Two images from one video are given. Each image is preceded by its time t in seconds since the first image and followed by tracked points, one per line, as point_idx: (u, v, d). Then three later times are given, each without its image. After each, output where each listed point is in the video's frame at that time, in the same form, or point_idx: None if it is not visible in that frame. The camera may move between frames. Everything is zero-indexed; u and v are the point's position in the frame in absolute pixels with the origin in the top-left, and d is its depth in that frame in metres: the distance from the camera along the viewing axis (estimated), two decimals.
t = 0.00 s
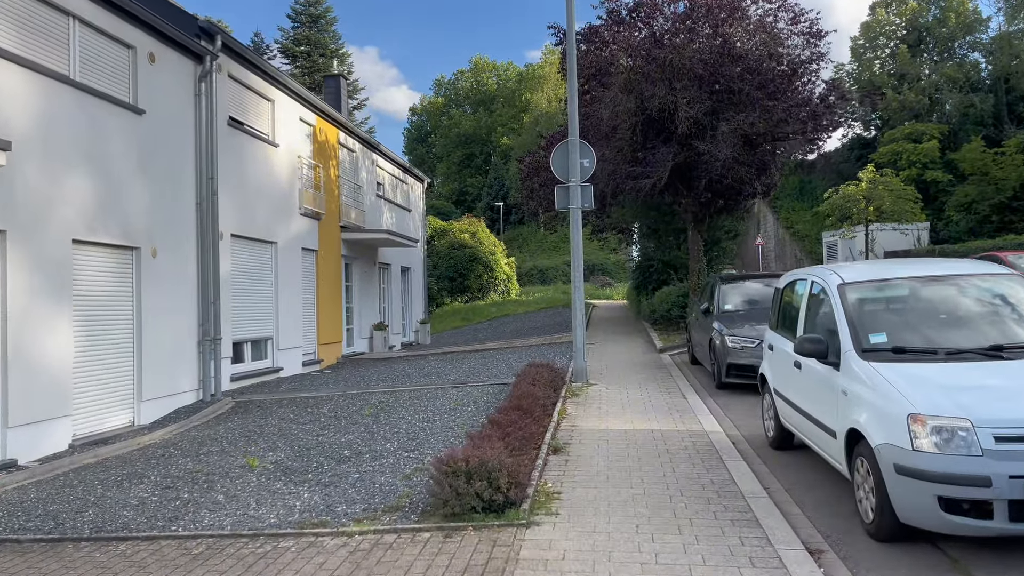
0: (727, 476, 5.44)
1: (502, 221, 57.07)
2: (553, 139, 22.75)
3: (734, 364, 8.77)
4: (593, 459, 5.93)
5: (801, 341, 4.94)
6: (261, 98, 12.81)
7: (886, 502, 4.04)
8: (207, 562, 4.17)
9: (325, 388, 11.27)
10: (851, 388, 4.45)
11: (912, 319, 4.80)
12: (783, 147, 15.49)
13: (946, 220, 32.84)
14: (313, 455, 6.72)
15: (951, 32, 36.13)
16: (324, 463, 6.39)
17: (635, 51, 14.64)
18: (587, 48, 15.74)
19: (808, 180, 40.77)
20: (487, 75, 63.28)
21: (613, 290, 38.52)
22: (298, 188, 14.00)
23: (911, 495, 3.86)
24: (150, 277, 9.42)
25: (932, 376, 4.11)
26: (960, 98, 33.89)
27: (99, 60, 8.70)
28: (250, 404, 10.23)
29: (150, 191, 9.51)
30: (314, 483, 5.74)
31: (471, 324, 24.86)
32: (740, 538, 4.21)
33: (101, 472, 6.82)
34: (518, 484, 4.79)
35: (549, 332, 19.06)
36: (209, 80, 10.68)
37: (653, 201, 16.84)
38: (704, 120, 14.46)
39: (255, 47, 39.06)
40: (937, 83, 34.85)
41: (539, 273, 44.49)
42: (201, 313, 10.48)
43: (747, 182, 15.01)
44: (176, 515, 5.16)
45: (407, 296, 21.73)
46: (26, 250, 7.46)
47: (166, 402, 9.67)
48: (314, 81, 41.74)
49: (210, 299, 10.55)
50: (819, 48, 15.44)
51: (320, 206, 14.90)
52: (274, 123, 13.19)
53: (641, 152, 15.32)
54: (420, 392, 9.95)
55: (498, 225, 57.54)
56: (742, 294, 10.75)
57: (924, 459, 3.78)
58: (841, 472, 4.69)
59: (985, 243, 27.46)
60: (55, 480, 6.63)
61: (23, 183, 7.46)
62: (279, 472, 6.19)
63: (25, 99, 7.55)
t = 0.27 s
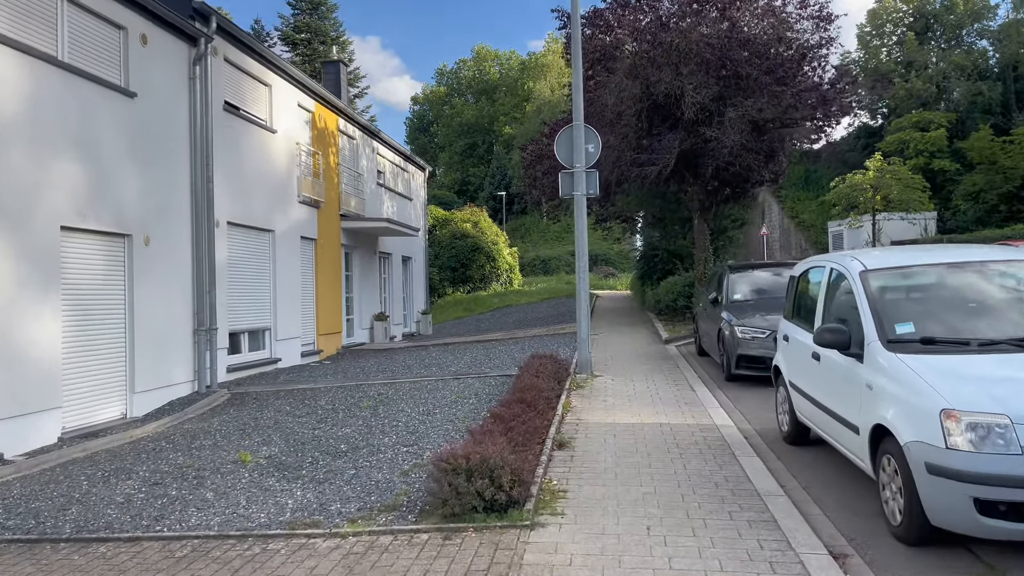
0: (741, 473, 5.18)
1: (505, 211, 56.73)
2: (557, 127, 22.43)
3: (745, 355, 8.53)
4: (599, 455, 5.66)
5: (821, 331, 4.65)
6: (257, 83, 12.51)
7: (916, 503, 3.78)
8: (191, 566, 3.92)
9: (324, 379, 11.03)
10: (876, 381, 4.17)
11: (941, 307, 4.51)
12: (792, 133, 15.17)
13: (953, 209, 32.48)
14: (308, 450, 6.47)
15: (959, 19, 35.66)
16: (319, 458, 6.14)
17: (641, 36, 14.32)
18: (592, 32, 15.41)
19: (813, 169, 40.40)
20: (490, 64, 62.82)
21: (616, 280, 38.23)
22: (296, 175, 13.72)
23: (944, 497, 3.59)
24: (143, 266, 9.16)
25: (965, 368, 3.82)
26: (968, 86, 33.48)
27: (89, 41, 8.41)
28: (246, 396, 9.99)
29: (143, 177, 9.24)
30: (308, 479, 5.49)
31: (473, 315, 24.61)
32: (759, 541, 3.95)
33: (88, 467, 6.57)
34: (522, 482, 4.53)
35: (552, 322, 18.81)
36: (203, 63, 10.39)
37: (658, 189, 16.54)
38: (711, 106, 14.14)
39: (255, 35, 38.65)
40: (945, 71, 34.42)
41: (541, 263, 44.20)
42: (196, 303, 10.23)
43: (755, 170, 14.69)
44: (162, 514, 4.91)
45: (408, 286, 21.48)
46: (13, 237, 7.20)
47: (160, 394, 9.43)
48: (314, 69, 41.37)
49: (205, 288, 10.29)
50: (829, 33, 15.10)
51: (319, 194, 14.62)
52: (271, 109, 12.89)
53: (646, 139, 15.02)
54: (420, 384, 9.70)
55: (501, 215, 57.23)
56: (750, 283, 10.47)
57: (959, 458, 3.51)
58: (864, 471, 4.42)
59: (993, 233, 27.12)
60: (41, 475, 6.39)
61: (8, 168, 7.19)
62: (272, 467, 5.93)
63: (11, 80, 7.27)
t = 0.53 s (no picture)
0: (758, 483, 4.90)
1: (506, 202, 56.39)
2: (560, 118, 22.10)
3: (756, 354, 8.26)
4: (607, 461, 5.39)
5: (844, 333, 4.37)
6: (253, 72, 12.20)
7: (952, 521, 3.50)
8: None
9: (322, 376, 10.77)
10: (907, 389, 3.88)
11: (974, 308, 4.21)
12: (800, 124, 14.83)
13: (960, 201, 32.13)
14: (303, 454, 6.21)
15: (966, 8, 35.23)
16: (313, 464, 5.87)
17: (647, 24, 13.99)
18: (596, 21, 15.09)
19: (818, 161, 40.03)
20: (491, 55, 62.37)
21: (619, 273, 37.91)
22: (294, 166, 13.41)
23: (985, 516, 3.32)
24: (134, 260, 8.89)
25: (1004, 376, 3.53)
26: (975, 76, 33.08)
27: (75, 27, 8.12)
28: (241, 394, 9.73)
29: (133, 168, 8.95)
30: (301, 487, 5.22)
31: (475, 308, 24.34)
32: (782, 561, 3.67)
33: (73, 471, 6.30)
34: (527, 494, 4.26)
35: (554, 317, 18.53)
36: (196, 51, 10.09)
37: (663, 181, 16.23)
38: (719, 96, 13.82)
39: (255, 25, 38.26)
40: (952, 61, 34.00)
41: (544, 256, 43.90)
42: (190, 298, 9.95)
43: (763, 161, 14.38)
44: (145, 526, 4.64)
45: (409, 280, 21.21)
46: None
47: (152, 392, 9.16)
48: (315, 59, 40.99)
49: (198, 283, 10.01)
50: (838, 21, 14.76)
51: (317, 186, 14.32)
52: (268, 99, 12.58)
53: (651, 130, 14.71)
54: (420, 382, 9.44)
55: (502, 207, 56.88)
56: (760, 278, 10.19)
57: (1001, 476, 3.23)
58: (891, 483, 4.14)
59: (1001, 225, 26.78)
60: (24, 480, 6.12)
61: None
62: (264, 473, 5.66)
63: None
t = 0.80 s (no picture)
0: (767, 485, 4.60)
1: (507, 192, 55.99)
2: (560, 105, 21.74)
3: (762, 347, 7.96)
4: (607, 461, 5.09)
5: (863, 327, 4.06)
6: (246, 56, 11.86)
7: (985, 533, 3.20)
8: None
9: (315, 369, 10.47)
10: (934, 386, 3.57)
11: (1003, 299, 3.89)
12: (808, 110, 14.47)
13: (966, 191, 31.74)
14: (288, 452, 5.91)
15: None
16: (299, 463, 5.57)
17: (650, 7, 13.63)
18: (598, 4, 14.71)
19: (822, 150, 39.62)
20: (492, 43, 61.84)
21: (621, 263, 37.58)
22: (288, 153, 13.09)
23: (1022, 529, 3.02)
24: (119, 248, 8.58)
25: None
26: (982, 64, 32.62)
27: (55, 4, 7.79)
28: (231, 387, 9.44)
29: (118, 154, 8.64)
30: (283, 488, 4.93)
31: (474, 299, 24.04)
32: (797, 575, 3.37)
33: (49, 469, 6.01)
34: (522, 499, 3.96)
35: (555, 308, 18.23)
36: (184, 32, 9.77)
37: (667, 169, 15.89)
38: (724, 81, 13.46)
39: (252, 11, 37.83)
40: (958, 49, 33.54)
41: (544, 246, 43.57)
42: (178, 288, 9.65)
43: (768, 149, 13.99)
44: (114, 531, 4.35)
45: (407, 270, 20.90)
46: None
47: (139, 385, 8.87)
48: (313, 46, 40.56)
49: (187, 273, 9.71)
50: (846, 5, 14.39)
51: (312, 174, 13.99)
52: (260, 84, 12.23)
53: (654, 116, 14.35)
54: (415, 375, 9.14)
55: (503, 197, 56.51)
56: (765, 268, 9.88)
57: None
58: (913, 487, 3.84)
59: (1008, 215, 26.40)
60: None
61: None
62: (246, 473, 5.37)
63: None
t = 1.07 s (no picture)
0: (773, 495, 4.34)
1: (506, 185, 55.62)
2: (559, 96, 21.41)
3: (764, 344, 7.70)
4: (603, 469, 4.83)
5: (876, 329, 3.78)
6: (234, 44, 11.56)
7: (1012, 557, 2.93)
8: None
9: (305, 366, 10.20)
10: (954, 394, 3.30)
11: None
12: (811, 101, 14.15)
13: (968, 183, 31.42)
14: (270, 457, 5.65)
15: None
16: (279, 469, 5.31)
17: None
18: None
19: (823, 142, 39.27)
20: (491, 34, 61.36)
21: (620, 257, 37.28)
22: (279, 145, 12.79)
23: None
24: (99, 242, 8.30)
25: None
26: (985, 54, 32.25)
27: None
28: (218, 386, 9.18)
29: (98, 145, 8.35)
30: (260, 498, 4.66)
31: (472, 292, 23.76)
32: None
33: (20, 474, 5.75)
34: (509, 514, 3.70)
35: (553, 302, 17.95)
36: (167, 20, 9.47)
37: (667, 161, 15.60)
38: (725, 71, 13.15)
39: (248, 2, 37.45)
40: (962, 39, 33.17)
41: (543, 239, 43.28)
42: (163, 283, 9.37)
43: (771, 140, 13.67)
44: (77, 546, 4.08)
45: (403, 263, 20.62)
46: None
47: (122, 383, 8.60)
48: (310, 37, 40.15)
49: (172, 267, 9.43)
50: None
51: (304, 166, 13.69)
52: (250, 73, 11.92)
53: (654, 107, 14.04)
54: (407, 373, 8.87)
55: (502, 189, 56.16)
56: (768, 263, 9.60)
57: None
58: (930, 501, 3.58)
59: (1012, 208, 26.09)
60: None
61: None
62: (223, 480, 5.10)
63: None
